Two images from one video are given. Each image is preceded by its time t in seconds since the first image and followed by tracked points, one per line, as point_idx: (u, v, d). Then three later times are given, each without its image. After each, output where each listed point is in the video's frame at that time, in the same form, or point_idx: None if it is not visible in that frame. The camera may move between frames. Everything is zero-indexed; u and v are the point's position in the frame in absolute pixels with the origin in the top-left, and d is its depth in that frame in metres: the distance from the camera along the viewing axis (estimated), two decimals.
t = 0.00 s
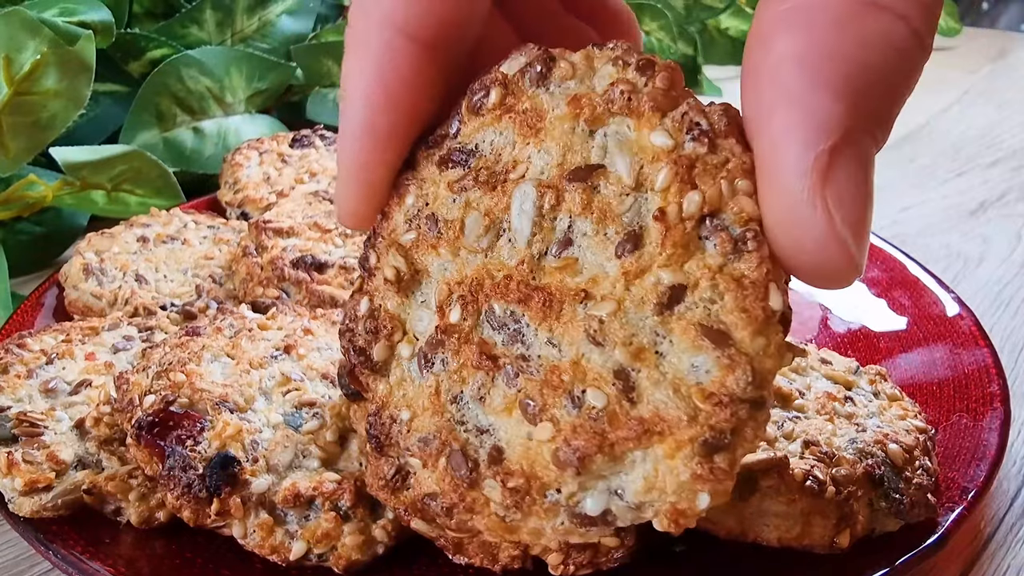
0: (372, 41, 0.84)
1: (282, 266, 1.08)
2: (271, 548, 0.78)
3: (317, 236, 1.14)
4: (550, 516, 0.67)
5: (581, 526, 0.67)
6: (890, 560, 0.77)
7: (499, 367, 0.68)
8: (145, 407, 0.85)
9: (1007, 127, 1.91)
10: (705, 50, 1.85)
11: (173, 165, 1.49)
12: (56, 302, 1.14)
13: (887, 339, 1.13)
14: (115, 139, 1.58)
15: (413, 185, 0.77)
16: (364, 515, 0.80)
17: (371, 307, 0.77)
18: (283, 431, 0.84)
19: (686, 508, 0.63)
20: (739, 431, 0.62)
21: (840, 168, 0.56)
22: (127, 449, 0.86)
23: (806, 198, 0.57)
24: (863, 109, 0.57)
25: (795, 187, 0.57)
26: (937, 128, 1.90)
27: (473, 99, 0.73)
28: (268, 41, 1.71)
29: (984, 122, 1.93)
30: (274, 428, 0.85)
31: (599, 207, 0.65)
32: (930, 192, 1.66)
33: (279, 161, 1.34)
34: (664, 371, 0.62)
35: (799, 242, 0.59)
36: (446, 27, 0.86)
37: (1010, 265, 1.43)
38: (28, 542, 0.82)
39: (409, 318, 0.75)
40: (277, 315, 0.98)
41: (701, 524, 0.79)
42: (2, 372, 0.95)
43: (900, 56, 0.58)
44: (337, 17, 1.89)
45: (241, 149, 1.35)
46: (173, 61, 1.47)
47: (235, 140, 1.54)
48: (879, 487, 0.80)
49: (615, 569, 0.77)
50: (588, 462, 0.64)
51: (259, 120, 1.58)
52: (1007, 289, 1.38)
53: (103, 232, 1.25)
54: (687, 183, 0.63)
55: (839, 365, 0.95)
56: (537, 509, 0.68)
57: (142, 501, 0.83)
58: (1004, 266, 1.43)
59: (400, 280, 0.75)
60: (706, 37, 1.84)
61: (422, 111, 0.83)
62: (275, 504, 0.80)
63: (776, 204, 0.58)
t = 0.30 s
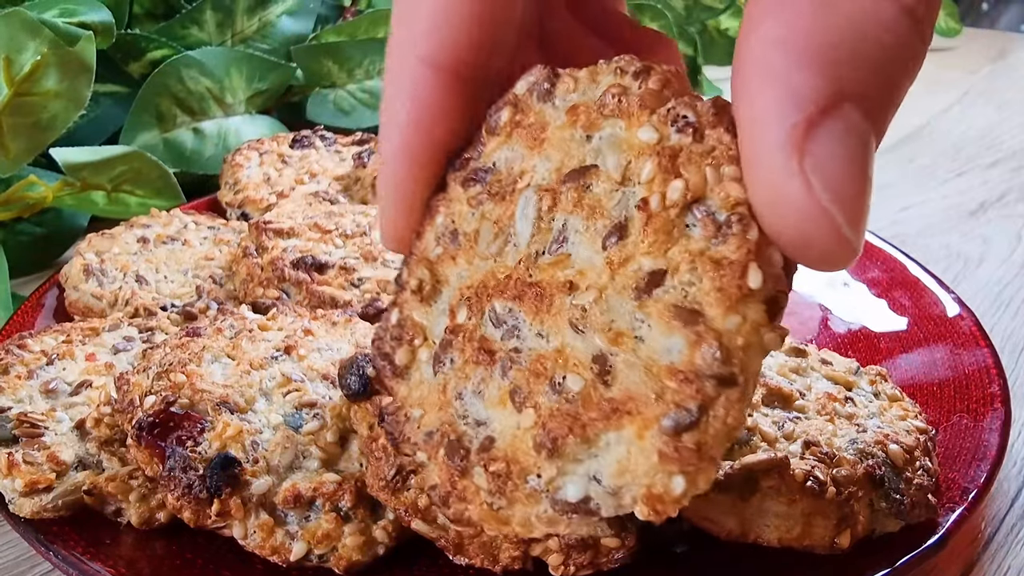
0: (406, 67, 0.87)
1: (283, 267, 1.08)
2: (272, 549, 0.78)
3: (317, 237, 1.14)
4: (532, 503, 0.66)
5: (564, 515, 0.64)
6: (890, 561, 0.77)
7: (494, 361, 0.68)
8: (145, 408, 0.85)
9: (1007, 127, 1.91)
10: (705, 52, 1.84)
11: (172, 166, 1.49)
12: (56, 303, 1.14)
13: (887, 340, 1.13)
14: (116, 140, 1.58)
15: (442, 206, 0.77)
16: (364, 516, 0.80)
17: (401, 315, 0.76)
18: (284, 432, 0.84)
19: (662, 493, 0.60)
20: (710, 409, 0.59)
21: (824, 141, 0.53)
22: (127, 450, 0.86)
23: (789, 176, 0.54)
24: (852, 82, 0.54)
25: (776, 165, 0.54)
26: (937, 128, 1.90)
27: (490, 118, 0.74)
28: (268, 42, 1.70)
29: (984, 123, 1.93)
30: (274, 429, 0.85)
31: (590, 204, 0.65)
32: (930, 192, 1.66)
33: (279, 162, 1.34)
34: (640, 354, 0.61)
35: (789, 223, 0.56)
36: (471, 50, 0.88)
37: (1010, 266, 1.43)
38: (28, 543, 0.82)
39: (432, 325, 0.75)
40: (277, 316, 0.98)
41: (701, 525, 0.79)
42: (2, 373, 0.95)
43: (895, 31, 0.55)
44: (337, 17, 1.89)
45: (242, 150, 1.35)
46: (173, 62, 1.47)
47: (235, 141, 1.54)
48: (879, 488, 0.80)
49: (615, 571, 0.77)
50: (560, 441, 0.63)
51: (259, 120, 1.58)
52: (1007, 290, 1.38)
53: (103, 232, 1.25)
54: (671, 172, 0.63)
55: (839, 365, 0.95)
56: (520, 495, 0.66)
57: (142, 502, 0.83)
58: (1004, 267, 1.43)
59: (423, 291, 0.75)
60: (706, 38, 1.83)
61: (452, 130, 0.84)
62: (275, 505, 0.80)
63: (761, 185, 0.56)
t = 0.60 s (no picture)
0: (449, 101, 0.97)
1: (282, 267, 1.08)
2: (271, 550, 0.78)
3: (317, 237, 1.14)
4: (499, 472, 0.65)
5: (528, 483, 0.63)
6: (890, 561, 0.77)
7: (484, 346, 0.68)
8: (145, 408, 0.85)
9: (1007, 128, 1.91)
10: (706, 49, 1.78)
11: (172, 166, 1.49)
12: (55, 304, 1.14)
13: (886, 340, 1.13)
14: (115, 140, 1.58)
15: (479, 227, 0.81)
16: (364, 517, 0.80)
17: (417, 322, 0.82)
18: (283, 433, 0.84)
19: (603, 450, 0.57)
20: (639, 359, 0.56)
21: (767, 99, 0.51)
22: (127, 451, 0.86)
23: (732, 132, 0.52)
24: (802, 51, 0.51)
25: (721, 123, 0.52)
26: (937, 129, 1.90)
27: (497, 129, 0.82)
28: (268, 42, 1.70)
29: (984, 123, 1.93)
30: (273, 429, 0.85)
31: (570, 196, 0.65)
32: (930, 193, 1.66)
33: (279, 162, 1.34)
34: (590, 320, 0.59)
35: (737, 189, 0.53)
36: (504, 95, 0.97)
37: (1010, 267, 1.43)
38: (28, 544, 0.82)
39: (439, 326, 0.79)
40: (277, 316, 0.98)
41: (701, 525, 0.79)
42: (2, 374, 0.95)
43: (860, 14, 0.52)
44: (337, 18, 1.89)
45: (241, 150, 1.35)
46: (173, 63, 1.47)
47: (235, 141, 1.54)
48: (878, 488, 0.80)
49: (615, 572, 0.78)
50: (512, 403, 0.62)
51: (259, 121, 1.58)
52: (1007, 290, 1.38)
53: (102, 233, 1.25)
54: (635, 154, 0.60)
55: (838, 365, 0.95)
56: (489, 463, 0.66)
57: (141, 502, 0.83)
58: (1004, 267, 1.43)
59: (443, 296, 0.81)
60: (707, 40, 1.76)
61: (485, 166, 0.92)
62: (275, 505, 0.81)
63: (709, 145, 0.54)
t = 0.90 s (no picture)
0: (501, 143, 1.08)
1: (282, 267, 1.08)
2: (270, 551, 0.78)
3: (316, 237, 1.13)
4: (476, 448, 0.70)
5: (502, 456, 0.68)
6: (891, 563, 0.77)
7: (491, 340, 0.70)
8: (144, 408, 0.85)
9: (1007, 128, 1.90)
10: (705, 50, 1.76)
11: (172, 166, 1.49)
12: (55, 304, 1.13)
13: (887, 341, 1.12)
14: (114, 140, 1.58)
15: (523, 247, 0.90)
16: (363, 517, 0.80)
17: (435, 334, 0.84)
18: (282, 434, 0.84)
19: (547, 404, 0.62)
20: (571, 308, 0.60)
21: (701, 51, 0.50)
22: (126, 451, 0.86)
23: (669, 84, 0.52)
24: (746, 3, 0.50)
25: (662, 76, 0.53)
26: (937, 129, 1.90)
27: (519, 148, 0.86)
28: (268, 43, 1.70)
29: (984, 123, 1.93)
30: (272, 430, 0.85)
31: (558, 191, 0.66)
32: (930, 193, 1.66)
33: (278, 162, 1.34)
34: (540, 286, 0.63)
35: (684, 138, 0.53)
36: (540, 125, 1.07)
37: (1011, 267, 1.43)
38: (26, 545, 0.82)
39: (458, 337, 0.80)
40: (276, 316, 0.98)
41: (700, 526, 0.79)
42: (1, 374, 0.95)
43: None
44: (336, 18, 1.89)
45: (241, 150, 1.35)
46: (172, 63, 1.47)
47: (235, 141, 1.54)
48: (879, 488, 0.79)
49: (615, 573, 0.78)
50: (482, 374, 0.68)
51: (259, 121, 1.58)
52: (1007, 291, 1.37)
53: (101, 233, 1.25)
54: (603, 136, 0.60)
55: (839, 366, 0.95)
56: (468, 439, 0.70)
57: (140, 503, 0.83)
58: (1005, 267, 1.43)
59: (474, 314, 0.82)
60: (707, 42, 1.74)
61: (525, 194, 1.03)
62: (274, 506, 0.80)
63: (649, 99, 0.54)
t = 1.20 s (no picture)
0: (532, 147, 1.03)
1: (282, 267, 1.07)
2: (269, 551, 0.78)
3: (316, 237, 1.13)
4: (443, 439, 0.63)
5: (463, 443, 0.60)
6: (892, 563, 0.77)
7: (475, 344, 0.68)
8: (143, 409, 0.84)
9: (1006, 128, 1.90)
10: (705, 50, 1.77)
11: (172, 167, 1.49)
12: (54, 304, 1.13)
13: (887, 341, 1.12)
14: (113, 140, 1.58)
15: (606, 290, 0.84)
16: (362, 518, 0.80)
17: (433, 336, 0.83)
18: (282, 434, 0.84)
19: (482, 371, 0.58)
20: (494, 271, 0.57)
21: (626, 22, 0.52)
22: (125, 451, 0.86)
23: (603, 60, 0.53)
24: None
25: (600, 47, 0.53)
26: (937, 129, 1.89)
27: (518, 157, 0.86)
28: (268, 43, 1.71)
29: (983, 123, 1.92)
30: (272, 430, 0.84)
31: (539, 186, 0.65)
32: (930, 193, 1.66)
33: (278, 162, 1.34)
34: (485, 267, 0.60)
35: (620, 108, 0.54)
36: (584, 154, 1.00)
37: (1011, 267, 1.43)
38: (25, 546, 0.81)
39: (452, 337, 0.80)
40: (276, 316, 0.97)
41: (701, 527, 0.79)
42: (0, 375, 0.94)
43: None
44: (336, 18, 1.89)
45: (241, 150, 1.35)
46: (172, 63, 1.46)
47: (234, 141, 1.54)
48: (880, 489, 0.79)
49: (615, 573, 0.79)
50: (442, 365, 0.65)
51: (258, 121, 1.57)
52: (1008, 290, 1.37)
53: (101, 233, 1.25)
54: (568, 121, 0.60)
55: (840, 366, 0.95)
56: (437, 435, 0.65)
57: (138, 503, 0.83)
58: (1005, 267, 1.43)
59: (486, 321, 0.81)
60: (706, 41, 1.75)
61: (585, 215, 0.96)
62: (273, 507, 0.80)
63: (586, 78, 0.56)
